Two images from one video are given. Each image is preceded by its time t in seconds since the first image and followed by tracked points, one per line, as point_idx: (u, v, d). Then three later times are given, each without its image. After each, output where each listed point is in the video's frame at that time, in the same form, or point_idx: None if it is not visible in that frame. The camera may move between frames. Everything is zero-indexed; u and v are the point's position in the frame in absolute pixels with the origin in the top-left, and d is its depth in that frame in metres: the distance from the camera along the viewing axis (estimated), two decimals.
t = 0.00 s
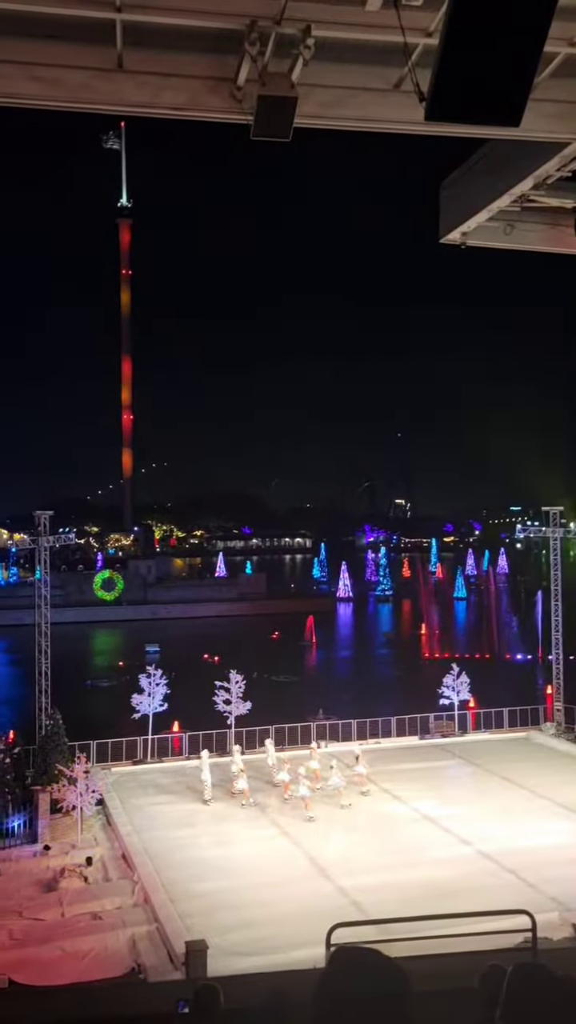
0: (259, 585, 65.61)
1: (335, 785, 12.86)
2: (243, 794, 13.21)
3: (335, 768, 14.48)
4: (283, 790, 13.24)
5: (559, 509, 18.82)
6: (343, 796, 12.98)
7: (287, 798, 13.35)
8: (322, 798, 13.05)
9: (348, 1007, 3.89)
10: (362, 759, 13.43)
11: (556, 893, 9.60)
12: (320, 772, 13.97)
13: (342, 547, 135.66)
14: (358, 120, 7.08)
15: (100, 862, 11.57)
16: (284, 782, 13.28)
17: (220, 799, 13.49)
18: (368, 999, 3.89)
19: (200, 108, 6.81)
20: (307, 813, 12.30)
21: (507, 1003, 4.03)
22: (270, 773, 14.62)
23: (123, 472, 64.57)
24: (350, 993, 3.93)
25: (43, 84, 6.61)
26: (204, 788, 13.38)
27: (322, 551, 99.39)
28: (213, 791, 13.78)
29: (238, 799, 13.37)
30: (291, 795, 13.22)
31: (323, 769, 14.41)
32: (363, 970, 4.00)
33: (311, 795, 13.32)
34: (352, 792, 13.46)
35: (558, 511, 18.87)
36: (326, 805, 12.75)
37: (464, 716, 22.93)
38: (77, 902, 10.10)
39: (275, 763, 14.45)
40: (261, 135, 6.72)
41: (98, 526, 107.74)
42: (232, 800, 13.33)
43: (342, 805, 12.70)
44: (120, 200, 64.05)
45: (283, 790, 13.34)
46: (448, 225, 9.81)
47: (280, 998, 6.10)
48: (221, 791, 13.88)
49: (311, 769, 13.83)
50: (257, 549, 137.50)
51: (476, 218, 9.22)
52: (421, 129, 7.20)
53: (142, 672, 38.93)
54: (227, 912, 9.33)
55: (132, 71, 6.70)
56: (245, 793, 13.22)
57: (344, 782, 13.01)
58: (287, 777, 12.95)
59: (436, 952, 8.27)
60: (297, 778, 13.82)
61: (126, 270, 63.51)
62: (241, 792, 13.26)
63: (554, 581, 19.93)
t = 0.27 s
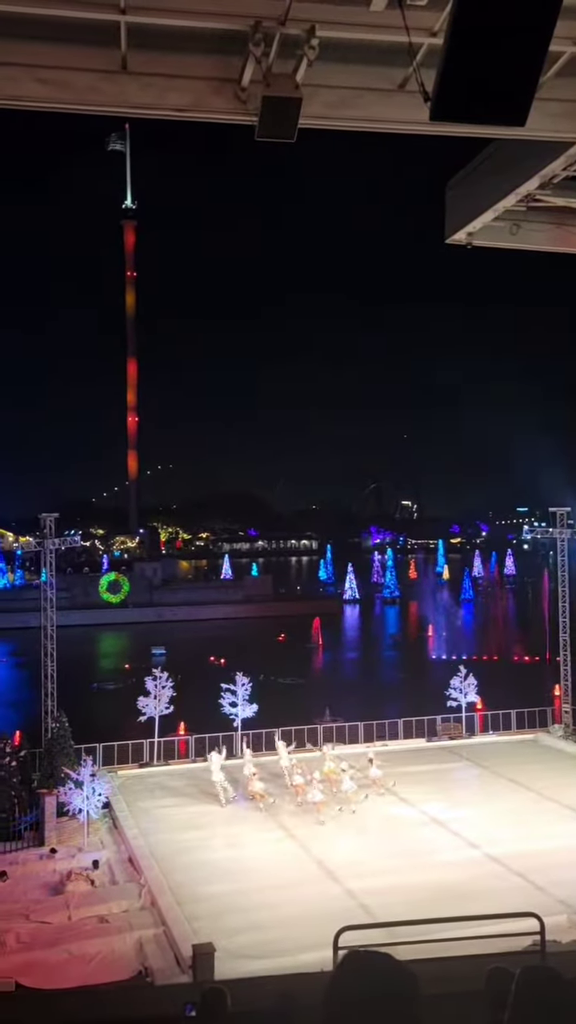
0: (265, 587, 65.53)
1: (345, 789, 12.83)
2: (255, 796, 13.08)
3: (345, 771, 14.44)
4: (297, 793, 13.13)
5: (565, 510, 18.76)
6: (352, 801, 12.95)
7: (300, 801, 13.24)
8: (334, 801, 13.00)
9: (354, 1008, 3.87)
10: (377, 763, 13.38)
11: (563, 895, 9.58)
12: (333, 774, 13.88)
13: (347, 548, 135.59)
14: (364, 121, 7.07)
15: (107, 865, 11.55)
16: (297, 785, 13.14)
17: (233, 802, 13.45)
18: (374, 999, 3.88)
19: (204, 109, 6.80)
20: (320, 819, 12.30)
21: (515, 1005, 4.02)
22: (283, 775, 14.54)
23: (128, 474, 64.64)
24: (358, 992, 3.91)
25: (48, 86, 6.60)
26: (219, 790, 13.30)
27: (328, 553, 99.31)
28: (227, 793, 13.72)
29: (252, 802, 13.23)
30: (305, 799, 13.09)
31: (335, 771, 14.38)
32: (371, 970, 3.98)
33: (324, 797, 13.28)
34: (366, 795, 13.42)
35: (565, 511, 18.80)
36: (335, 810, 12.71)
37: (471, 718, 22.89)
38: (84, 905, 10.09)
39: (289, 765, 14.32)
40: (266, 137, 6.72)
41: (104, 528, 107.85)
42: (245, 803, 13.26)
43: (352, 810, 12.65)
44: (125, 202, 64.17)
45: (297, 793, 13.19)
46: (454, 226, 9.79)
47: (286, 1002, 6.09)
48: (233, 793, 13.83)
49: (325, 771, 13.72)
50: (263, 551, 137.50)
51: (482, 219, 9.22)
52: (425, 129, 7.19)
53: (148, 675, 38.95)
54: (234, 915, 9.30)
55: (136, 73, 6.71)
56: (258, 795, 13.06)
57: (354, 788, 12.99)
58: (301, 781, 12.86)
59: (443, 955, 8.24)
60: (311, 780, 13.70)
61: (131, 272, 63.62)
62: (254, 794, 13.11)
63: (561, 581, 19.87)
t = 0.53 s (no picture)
0: (268, 587, 65.48)
1: (349, 791, 12.80)
2: (259, 798, 12.98)
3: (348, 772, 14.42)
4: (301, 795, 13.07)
5: (569, 511, 18.73)
6: (356, 802, 12.92)
7: (304, 803, 13.16)
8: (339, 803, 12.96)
9: (358, 1008, 3.86)
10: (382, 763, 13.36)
11: (567, 896, 9.57)
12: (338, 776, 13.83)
13: (350, 549, 135.56)
14: (367, 121, 7.06)
15: (109, 867, 11.54)
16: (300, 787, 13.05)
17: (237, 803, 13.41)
18: (377, 1000, 3.87)
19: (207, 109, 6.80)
20: (325, 820, 12.26)
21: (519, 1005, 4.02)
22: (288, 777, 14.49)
23: (131, 475, 64.66)
24: (362, 992, 3.91)
25: (50, 86, 6.60)
26: (223, 791, 13.27)
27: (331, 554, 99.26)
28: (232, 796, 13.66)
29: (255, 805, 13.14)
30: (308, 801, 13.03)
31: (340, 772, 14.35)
32: (374, 970, 3.97)
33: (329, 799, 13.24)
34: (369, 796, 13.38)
35: (569, 512, 18.77)
36: (338, 811, 12.68)
37: (474, 720, 22.88)
38: (86, 907, 10.08)
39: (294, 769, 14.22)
40: (269, 137, 6.71)
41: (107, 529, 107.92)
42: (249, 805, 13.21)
43: (356, 811, 12.60)
44: (128, 203, 64.21)
45: (301, 795, 13.11)
46: (457, 227, 9.79)
47: (289, 1004, 6.08)
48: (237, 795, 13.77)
49: (331, 773, 13.66)
50: (266, 552, 137.54)
51: (486, 219, 9.21)
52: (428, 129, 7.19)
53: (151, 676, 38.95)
54: (237, 917, 9.29)
55: (139, 73, 6.72)
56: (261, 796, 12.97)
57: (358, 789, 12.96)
58: (305, 783, 12.82)
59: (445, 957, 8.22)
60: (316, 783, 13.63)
61: (134, 273, 63.64)
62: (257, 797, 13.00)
63: (566, 582, 19.82)
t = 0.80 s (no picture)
0: (268, 588, 65.51)
1: (349, 791, 12.81)
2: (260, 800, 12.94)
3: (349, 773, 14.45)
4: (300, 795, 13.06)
5: (568, 511, 18.78)
6: (356, 803, 12.93)
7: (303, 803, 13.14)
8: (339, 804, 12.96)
9: (359, 1010, 3.86)
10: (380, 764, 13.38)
11: (567, 896, 9.59)
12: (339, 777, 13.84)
13: (350, 550, 135.64)
14: (366, 123, 7.08)
15: (110, 870, 11.54)
16: (299, 788, 13.07)
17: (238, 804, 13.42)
18: (377, 1000, 3.88)
19: (206, 111, 6.82)
20: (320, 821, 12.25)
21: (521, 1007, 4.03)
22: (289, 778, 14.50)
23: (131, 476, 64.71)
24: (363, 992, 3.92)
25: (49, 87, 6.62)
26: (221, 794, 13.29)
27: (331, 555, 99.28)
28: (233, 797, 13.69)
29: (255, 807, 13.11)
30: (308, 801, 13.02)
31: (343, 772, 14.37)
32: (375, 972, 3.98)
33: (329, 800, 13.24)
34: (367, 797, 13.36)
35: (568, 513, 18.82)
36: (338, 812, 12.68)
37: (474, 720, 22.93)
38: (86, 910, 10.08)
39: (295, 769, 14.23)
40: (269, 138, 6.73)
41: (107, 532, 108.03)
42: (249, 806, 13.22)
43: (354, 812, 12.59)
44: (127, 204, 64.42)
45: (301, 796, 13.09)
46: (457, 228, 9.81)
47: (291, 1004, 6.09)
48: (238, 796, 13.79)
49: (332, 773, 13.66)
50: (266, 553, 137.59)
51: (486, 220, 9.24)
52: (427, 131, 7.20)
53: (151, 677, 38.99)
54: (238, 918, 9.29)
55: (138, 74, 6.74)
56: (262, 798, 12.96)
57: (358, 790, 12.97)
58: (304, 783, 12.82)
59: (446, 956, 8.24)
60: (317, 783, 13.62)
61: (134, 274, 63.73)
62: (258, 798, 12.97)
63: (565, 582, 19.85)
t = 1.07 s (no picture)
0: (266, 589, 65.53)
1: (344, 792, 12.82)
2: (255, 801, 12.93)
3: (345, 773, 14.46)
4: (296, 796, 13.06)
5: (566, 512, 18.79)
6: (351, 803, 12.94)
7: (298, 805, 13.12)
8: (334, 804, 12.96)
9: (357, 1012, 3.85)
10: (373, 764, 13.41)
11: (565, 896, 9.60)
12: (336, 778, 13.84)
13: (348, 551, 135.67)
14: (365, 123, 7.09)
15: (107, 871, 11.53)
16: (295, 789, 13.08)
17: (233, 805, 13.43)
18: (376, 1001, 3.88)
19: (203, 111, 6.83)
20: (313, 821, 12.25)
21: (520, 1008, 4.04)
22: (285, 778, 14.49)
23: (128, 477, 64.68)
24: (362, 992, 3.91)
25: (47, 86, 6.62)
26: (215, 795, 13.30)
27: (329, 556, 99.26)
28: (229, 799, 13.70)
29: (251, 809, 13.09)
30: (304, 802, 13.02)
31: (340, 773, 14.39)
32: (373, 971, 3.98)
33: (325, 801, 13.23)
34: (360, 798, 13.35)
35: (565, 513, 18.83)
36: (333, 812, 12.69)
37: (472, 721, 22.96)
38: (83, 911, 10.07)
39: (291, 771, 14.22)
40: (267, 139, 6.73)
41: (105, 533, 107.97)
42: (245, 808, 13.21)
43: (348, 813, 12.59)
44: (124, 204, 64.42)
45: (296, 797, 13.07)
46: (454, 229, 9.84)
47: (288, 1004, 6.09)
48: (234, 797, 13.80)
49: (327, 774, 13.66)
50: (264, 555, 137.58)
51: (483, 221, 9.26)
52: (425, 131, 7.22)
53: (149, 678, 38.97)
54: (235, 919, 9.29)
55: (136, 73, 6.74)
56: (258, 799, 12.93)
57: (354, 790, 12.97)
58: (299, 784, 12.81)
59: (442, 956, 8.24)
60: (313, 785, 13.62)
61: (131, 274, 63.68)
62: (253, 799, 12.96)
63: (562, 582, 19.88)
